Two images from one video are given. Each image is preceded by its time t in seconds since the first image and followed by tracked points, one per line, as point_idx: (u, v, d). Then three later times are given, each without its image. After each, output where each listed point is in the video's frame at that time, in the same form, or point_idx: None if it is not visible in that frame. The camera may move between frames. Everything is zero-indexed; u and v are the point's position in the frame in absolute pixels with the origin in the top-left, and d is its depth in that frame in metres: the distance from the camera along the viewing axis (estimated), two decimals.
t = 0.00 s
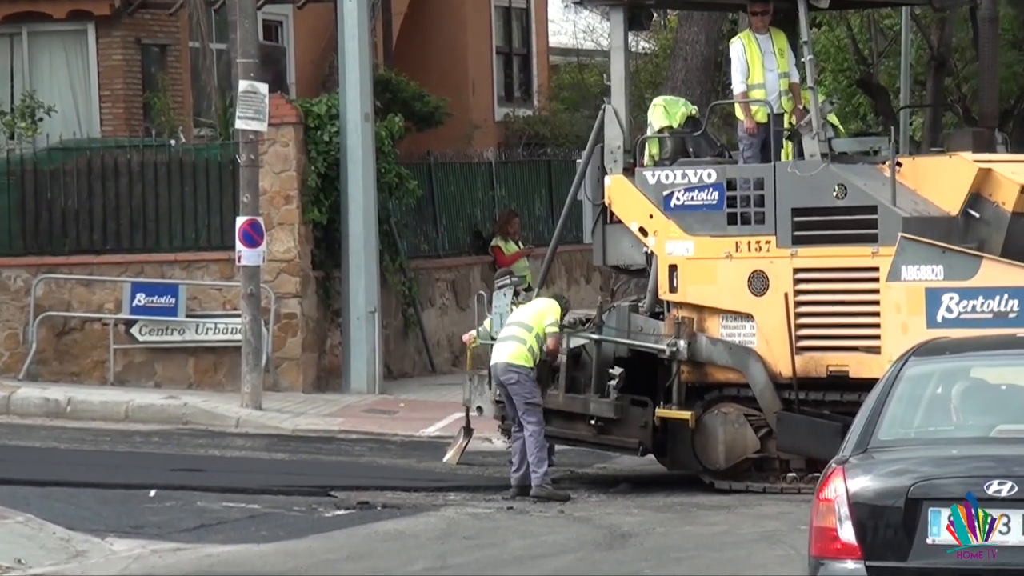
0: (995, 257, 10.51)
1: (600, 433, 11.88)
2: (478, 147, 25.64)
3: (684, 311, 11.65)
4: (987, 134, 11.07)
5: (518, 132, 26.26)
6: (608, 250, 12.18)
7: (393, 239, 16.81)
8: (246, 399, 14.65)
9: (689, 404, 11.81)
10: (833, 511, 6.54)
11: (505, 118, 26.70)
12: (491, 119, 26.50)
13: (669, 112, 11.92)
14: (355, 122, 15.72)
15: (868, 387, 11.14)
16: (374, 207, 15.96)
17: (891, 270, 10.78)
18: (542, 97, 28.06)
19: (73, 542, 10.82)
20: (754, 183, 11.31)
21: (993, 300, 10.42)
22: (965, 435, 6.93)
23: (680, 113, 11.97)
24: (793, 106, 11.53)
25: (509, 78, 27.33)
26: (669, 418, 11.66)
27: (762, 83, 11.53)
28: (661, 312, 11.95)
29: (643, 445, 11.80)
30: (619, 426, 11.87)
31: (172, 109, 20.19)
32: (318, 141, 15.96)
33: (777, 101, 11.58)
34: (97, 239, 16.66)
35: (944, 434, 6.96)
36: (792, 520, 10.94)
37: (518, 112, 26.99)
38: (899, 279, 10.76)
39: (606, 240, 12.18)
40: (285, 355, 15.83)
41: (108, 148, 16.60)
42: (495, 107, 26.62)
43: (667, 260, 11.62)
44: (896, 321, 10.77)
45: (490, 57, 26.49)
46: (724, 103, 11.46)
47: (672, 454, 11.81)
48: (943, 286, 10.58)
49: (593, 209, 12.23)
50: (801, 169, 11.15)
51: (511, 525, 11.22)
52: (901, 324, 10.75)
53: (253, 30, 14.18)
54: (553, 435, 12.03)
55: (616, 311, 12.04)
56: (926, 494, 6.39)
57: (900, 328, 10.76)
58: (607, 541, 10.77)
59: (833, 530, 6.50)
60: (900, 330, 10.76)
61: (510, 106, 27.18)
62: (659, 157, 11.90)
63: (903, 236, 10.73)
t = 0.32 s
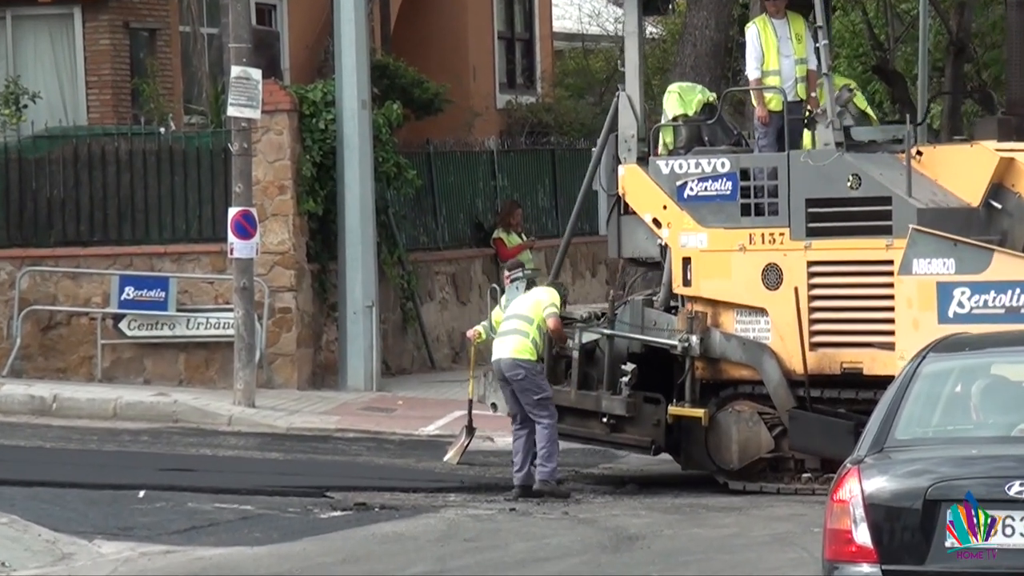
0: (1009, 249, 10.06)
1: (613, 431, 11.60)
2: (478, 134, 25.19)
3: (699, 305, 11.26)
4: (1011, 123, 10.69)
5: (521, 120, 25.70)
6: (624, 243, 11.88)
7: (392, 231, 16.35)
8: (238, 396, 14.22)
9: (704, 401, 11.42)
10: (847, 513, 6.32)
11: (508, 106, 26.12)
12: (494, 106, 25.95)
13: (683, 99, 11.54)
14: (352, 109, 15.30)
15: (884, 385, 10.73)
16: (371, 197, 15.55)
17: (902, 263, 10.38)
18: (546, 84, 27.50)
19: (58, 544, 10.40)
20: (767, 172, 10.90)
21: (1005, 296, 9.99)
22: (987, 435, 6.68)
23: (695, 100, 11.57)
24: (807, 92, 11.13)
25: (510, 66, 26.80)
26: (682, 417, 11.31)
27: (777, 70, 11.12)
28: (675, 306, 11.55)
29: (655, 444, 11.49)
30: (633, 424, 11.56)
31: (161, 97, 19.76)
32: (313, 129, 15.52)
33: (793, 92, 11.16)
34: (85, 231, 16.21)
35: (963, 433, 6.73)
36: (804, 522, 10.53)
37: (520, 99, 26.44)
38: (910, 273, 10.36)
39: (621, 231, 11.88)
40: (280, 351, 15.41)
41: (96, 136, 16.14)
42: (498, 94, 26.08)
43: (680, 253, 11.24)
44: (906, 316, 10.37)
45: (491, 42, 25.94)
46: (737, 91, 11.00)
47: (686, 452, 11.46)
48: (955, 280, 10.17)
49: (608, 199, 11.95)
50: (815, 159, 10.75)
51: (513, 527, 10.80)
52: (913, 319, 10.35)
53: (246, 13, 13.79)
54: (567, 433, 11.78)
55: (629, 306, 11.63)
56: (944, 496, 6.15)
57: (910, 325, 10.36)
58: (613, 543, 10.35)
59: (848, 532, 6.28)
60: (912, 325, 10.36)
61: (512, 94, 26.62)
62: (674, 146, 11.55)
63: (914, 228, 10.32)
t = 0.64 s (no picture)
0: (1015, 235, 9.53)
1: (620, 425, 11.25)
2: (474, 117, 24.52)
3: (709, 294, 10.87)
4: None
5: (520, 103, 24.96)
6: (635, 229, 11.49)
7: (383, 218, 16.04)
8: (225, 389, 13.79)
9: (714, 394, 11.04)
10: (857, 509, 6.14)
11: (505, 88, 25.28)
12: (491, 90, 25.07)
13: (695, 80, 11.09)
14: (343, 90, 14.89)
15: (897, 376, 10.33)
16: (363, 181, 15.15)
17: (907, 252, 9.88)
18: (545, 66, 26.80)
19: (36, 543, 9.98)
20: (778, 156, 10.50)
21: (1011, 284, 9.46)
22: (999, 428, 6.48)
23: (707, 82, 11.13)
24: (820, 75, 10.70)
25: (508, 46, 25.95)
26: (690, 410, 10.96)
27: (787, 51, 10.68)
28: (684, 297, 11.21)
29: (663, 438, 11.13)
30: (641, 416, 11.19)
31: (144, 78, 19.28)
32: (303, 111, 15.19)
33: (804, 74, 10.71)
34: (65, 218, 15.75)
35: (976, 427, 6.52)
36: (811, 519, 10.13)
37: (520, 80, 25.63)
38: (916, 261, 9.84)
39: (631, 217, 11.47)
40: (267, 342, 14.98)
41: (77, 120, 15.67)
42: (495, 76, 25.17)
43: (689, 240, 10.86)
44: (912, 306, 9.82)
45: (490, 23, 25.12)
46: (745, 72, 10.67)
47: (695, 446, 11.10)
48: (961, 268, 9.64)
49: (619, 185, 11.56)
50: (823, 143, 10.35)
51: (509, 524, 10.39)
52: (918, 309, 9.79)
53: None
54: (572, 426, 11.44)
55: (639, 296, 11.33)
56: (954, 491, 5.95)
57: (916, 315, 9.81)
58: (614, 541, 9.93)
59: (857, 530, 6.10)
60: (918, 316, 9.80)
61: (511, 74, 25.83)
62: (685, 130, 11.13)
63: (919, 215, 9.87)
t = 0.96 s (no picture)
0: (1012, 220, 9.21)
1: (620, 414, 10.95)
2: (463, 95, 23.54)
3: (710, 280, 10.51)
4: None
5: (508, 82, 23.88)
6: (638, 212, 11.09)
7: (368, 200, 15.65)
8: (203, 376, 13.40)
9: (717, 383, 10.70)
10: (858, 503, 5.88)
11: (493, 66, 24.20)
12: (477, 67, 23.97)
13: (699, 58, 10.67)
14: (325, 67, 14.49)
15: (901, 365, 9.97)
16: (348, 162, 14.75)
17: (905, 236, 9.51)
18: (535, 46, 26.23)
19: (6, 536, 9.58)
20: (780, 138, 10.14)
21: (1008, 270, 9.15)
22: (1005, 419, 6.16)
23: (712, 59, 10.67)
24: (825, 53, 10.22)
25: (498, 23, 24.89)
26: (689, 399, 10.64)
27: (790, 29, 10.21)
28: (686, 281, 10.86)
29: (664, 428, 10.80)
30: (641, 405, 10.87)
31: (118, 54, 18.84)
32: (283, 89, 14.74)
33: (809, 53, 10.27)
34: (37, 199, 15.31)
35: (982, 417, 6.21)
36: (811, 513, 9.77)
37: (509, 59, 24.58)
38: (914, 246, 9.47)
39: (635, 200, 11.06)
40: (247, 329, 14.59)
41: (50, 97, 15.18)
42: (482, 53, 24.13)
43: (692, 224, 10.50)
44: (909, 292, 9.47)
45: None
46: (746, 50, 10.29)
47: (696, 436, 10.76)
48: (958, 253, 9.30)
49: (623, 167, 11.21)
50: (824, 123, 9.99)
51: (498, 517, 10.01)
52: (916, 296, 9.44)
53: None
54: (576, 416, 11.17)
55: (642, 282, 10.95)
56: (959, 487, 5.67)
57: (913, 301, 9.45)
58: (607, 535, 9.56)
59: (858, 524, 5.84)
60: (915, 302, 9.45)
61: (500, 52, 24.76)
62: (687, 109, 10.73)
63: (917, 198, 9.50)
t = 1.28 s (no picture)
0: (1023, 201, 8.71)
1: (633, 403, 10.66)
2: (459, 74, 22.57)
3: (725, 265, 10.13)
4: None
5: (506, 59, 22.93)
6: (654, 193, 10.69)
7: (362, 180, 15.26)
8: (190, 364, 12.99)
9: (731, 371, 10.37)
10: (871, 498, 5.65)
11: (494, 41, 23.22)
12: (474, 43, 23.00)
13: (715, 35, 10.28)
14: (317, 42, 14.10)
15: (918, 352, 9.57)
16: (340, 140, 14.34)
17: (915, 220, 9.10)
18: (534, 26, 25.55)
19: None
20: (794, 118, 9.73)
21: (1020, 256, 8.66)
22: None
23: (729, 35, 10.28)
24: (842, 32, 9.78)
25: None
26: (702, 387, 10.32)
27: (804, 6, 9.83)
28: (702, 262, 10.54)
29: (677, 418, 10.50)
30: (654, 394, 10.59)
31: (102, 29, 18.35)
32: (274, 65, 14.34)
33: (824, 29, 9.81)
34: (17, 179, 14.85)
35: (1001, 410, 5.93)
36: (823, 507, 9.37)
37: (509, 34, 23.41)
38: (923, 230, 9.05)
39: (650, 179, 10.67)
40: (236, 315, 14.18)
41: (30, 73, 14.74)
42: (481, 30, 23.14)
43: (705, 206, 10.11)
44: (918, 278, 9.06)
45: None
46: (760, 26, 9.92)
47: (710, 427, 10.42)
48: (968, 237, 8.85)
49: (639, 146, 10.72)
50: (836, 102, 9.58)
51: (497, 511, 9.60)
52: (926, 282, 9.03)
53: None
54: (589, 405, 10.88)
55: (655, 266, 10.64)
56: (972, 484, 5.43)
57: (924, 287, 9.04)
58: (611, 530, 9.16)
59: (872, 519, 5.62)
60: (925, 288, 9.04)
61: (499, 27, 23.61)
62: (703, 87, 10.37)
63: (926, 181, 9.09)
